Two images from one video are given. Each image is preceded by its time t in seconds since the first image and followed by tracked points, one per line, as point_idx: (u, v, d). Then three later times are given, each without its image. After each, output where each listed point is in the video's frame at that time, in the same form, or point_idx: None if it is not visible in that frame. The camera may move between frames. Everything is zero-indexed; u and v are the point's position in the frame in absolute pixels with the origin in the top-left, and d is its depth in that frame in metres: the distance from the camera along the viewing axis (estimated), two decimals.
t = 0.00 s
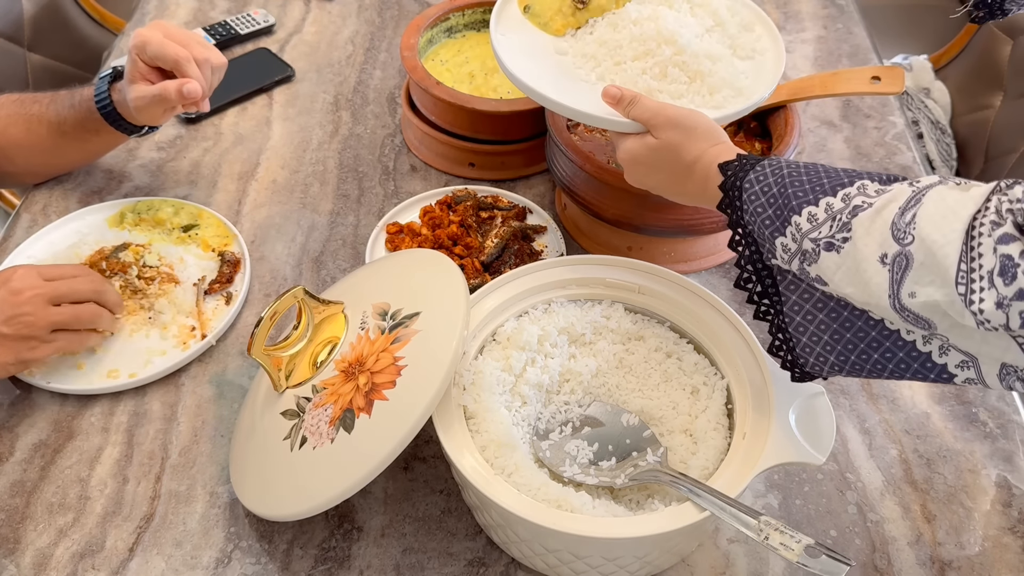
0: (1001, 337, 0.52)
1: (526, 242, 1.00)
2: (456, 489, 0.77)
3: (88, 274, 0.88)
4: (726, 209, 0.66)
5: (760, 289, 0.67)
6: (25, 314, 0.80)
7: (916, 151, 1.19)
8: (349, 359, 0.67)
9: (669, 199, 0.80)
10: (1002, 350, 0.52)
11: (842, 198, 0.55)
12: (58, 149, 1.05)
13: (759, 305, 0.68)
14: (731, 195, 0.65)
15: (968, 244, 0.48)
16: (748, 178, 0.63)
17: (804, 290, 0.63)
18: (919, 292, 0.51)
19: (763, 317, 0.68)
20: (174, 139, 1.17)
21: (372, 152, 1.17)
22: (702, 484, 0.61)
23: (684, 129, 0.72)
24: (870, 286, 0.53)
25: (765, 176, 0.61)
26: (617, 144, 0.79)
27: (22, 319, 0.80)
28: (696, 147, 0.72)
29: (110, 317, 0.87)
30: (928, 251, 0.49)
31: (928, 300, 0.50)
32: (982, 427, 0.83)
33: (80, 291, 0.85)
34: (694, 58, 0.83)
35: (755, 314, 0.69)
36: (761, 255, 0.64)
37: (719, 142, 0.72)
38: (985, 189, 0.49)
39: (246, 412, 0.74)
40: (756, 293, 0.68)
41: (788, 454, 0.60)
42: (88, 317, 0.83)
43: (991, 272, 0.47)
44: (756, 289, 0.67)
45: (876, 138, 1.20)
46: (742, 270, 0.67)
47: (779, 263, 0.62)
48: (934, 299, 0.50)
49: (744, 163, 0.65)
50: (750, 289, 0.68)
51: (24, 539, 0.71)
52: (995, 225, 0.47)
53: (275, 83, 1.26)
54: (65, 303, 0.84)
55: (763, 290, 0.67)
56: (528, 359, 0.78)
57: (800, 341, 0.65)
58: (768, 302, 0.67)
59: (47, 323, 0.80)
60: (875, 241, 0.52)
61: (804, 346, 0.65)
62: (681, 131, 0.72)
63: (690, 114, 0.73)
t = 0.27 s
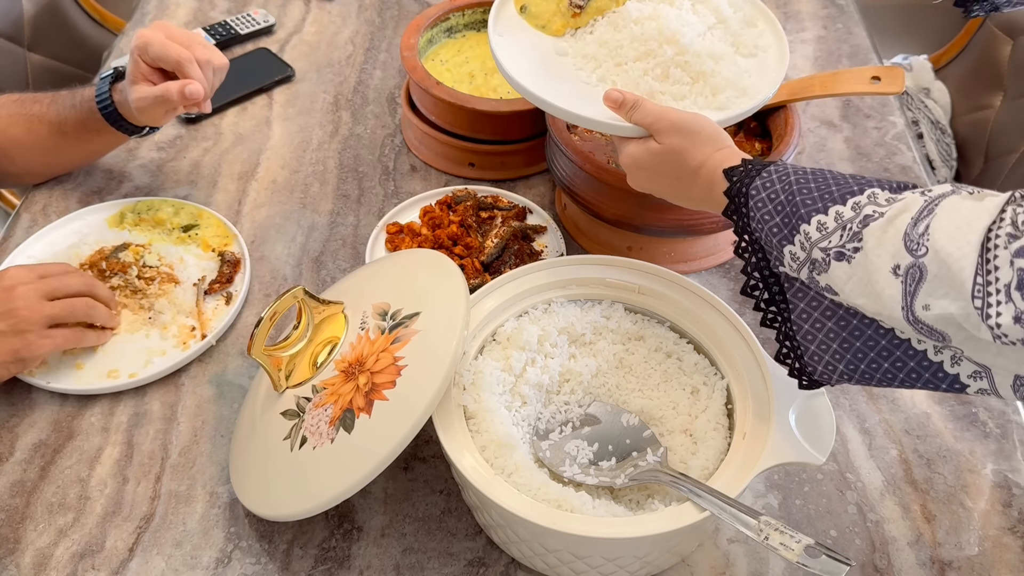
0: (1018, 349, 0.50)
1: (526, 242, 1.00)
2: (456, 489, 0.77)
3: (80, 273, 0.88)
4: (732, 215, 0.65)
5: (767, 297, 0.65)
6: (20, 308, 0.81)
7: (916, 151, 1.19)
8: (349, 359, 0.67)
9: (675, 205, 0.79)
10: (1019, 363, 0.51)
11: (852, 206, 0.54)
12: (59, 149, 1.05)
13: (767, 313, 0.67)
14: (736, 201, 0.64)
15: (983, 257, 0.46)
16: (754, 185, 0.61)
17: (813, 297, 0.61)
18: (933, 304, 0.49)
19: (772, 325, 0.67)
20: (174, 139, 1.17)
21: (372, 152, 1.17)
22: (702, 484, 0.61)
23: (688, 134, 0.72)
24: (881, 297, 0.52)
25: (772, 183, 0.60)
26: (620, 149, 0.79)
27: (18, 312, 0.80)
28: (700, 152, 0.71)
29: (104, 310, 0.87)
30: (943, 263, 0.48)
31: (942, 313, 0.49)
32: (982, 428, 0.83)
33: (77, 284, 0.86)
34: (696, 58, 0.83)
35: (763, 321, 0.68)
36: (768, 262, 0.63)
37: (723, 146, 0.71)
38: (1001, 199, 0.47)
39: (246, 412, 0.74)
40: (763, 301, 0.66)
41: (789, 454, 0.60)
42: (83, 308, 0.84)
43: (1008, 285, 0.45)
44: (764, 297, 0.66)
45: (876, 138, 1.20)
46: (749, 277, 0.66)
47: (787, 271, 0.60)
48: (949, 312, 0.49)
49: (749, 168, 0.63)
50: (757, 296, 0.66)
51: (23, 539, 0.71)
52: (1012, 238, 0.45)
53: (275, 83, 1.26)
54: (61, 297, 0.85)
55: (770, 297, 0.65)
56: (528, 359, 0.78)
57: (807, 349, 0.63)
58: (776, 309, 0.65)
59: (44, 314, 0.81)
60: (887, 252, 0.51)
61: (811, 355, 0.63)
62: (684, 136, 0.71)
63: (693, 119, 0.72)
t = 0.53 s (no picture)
0: None
1: (526, 242, 1.00)
2: (456, 489, 0.77)
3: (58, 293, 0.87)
4: (751, 235, 0.64)
5: (788, 320, 0.64)
6: None
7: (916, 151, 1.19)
8: (349, 359, 0.67)
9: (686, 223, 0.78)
10: None
11: (882, 228, 0.54)
12: (58, 149, 1.05)
13: (787, 335, 0.65)
14: (755, 221, 0.63)
15: None
16: (774, 204, 0.61)
17: (837, 319, 0.60)
18: (975, 332, 0.49)
19: (792, 347, 0.64)
20: (174, 139, 1.17)
21: (372, 152, 1.17)
22: (702, 484, 0.61)
23: (700, 151, 0.71)
24: (919, 324, 0.51)
25: (794, 203, 0.59)
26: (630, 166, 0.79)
27: None
28: (714, 170, 0.70)
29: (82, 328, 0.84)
30: (985, 289, 0.47)
31: (985, 341, 0.49)
32: (982, 428, 0.83)
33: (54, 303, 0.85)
34: (705, 71, 0.84)
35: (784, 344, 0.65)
36: (789, 283, 0.62)
37: (738, 164, 0.70)
38: None
39: (246, 412, 0.74)
40: (784, 323, 0.64)
41: (789, 453, 0.60)
42: (58, 330, 0.82)
43: None
44: (784, 318, 0.64)
45: (876, 138, 1.20)
46: (769, 298, 0.64)
47: (810, 293, 0.59)
48: (993, 339, 0.48)
49: (769, 188, 0.63)
50: (778, 318, 0.65)
51: (23, 540, 0.71)
52: None
53: (275, 83, 1.26)
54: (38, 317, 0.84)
55: (791, 319, 0.63)
56: (528, 359, 0.78)
57: (832, 373, 0.61)
58: (796, 332, 0.63)
59: (18, 332, 0.81)
60: (924, 276, 0.50)
61: (836, 379, 0.61)
62: (697, 153, 0.71)
63: (706, 136, 0.72)
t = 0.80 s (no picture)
0: None
1: (526, 242, 1.00)
2: (456, 489, 0.77)
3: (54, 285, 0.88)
4: (783, 263, 0.62)
5: (824, 351, 0.62)
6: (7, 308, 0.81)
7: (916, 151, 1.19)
8: (349, 359, 0.67)
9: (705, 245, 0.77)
10: None
11: (930, 262, 0.52)
12: (60, 151, 1.05)
13: (823, 367, 0.63)
14: (787, 249, 0.61)
15: None
16: (808, 232, 0.59)
17: (877, 352, 0.59)
18: None
19: (828, 380, 0.63)
20: (174, 139, 1.17)
21: (372, 152, 1.17)
22: (702, 484, 0.61)
23: (724, 175, 0.69)
24: (977, 365, 0.50)
25: (830, 231, 0.57)
26: (649, 187, 0.78)
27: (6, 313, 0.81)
28: (740, 195, 0.68)
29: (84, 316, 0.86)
30: None
31: None
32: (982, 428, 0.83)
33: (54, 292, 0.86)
34: (726, 88, 0.84)
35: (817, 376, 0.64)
36: (826, 314, 0.60)
37: (764, 189, 0.68)
38: None
39: (246, 412, 0.74)
40: (819, 355, 0.63)
41: (788, 453, 0.60)
42: (61, 316, 0.83)
43: None
44: (820, 351, 0.63)
45: (876, 138, 1.20)
46: (803, 329, 0.63)
47: (849, 325, 0.58)
48: None
49: (800, 213, 0.61)
50: (813, 350, 0.63)
51: (23, 540, 0.71)
52: None
53: (275, 83, 1.26)
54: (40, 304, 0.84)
55: (828, 351, 0.62)
56: (528, 359, 0.78)
57: (873, 408, 0.60)
58: (833, 364, 0.62)
59: (25, 314, 0.81)
60: (982, 316, 0.49)
61: (877, 414, 0.60)
62: (722, 177, 0.69)
63: (730, 158, 0.70)
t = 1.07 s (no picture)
0: None
1: (526, 242, 1.00)
2: (456, 489, 0.77)
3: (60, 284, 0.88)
4: (794, 305, 0.61)
5: (836, 399, 0.60)
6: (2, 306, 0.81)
7: (916, 151, 1.19)
8: (349, 359, 0.67)
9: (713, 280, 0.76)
10: None
11: (959, 309, 0.52)
12: (61, 151, 1.05)
13: (833, 415, 0.60)
14: (800, 290, 0.60)
15: None
16: (825, 273, 0.59)
17: (892, 398, 0.57)
18: None
19: (840, 426, 0.60)
20: (174, 139, 1.17)
21: (372, 152, 1.17)
22: (702, 484, 0.61)
23: (733, 208, 0.69)
24: (1015, 418, 0.50)
25: (849, 274, 0.57)
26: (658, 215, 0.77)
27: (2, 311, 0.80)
28: (748, 232, 0.68)
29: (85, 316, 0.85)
30: None
31: None
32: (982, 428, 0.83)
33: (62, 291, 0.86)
34: (744, 116, 0.83)
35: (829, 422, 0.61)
36: (840, 359, 0.59)
37: (775, 227, 0.68)
38: None
39: (247, 412, 0.74)
40: (831, 403, 0.60)
41: (788, 453, 0.60)
42: (62, 315, 0.83)
43: None
44: (832, 397, 0.60)
45: (876, 138, 1.20)
46: (814, 374, 0.61)
47: (866, 371, 0.57)
48: None
49: (814, 253, 0.60)
50: (824, 397, 0.60)
51: (23, 540, 0.71)
52: None
53: (275, 83, 1.26)
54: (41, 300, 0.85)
55: (840, 398, 0.59)
56: (528, 359, 0.78)
57: (890, 456, 0.57)
58: (845, 411, 0.59)
59: (25, 310, 0.81)
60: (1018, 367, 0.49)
61: (894, 462, 0.57)
62: (729, 210, 0.69)
63: (743, 193, 0.70)
